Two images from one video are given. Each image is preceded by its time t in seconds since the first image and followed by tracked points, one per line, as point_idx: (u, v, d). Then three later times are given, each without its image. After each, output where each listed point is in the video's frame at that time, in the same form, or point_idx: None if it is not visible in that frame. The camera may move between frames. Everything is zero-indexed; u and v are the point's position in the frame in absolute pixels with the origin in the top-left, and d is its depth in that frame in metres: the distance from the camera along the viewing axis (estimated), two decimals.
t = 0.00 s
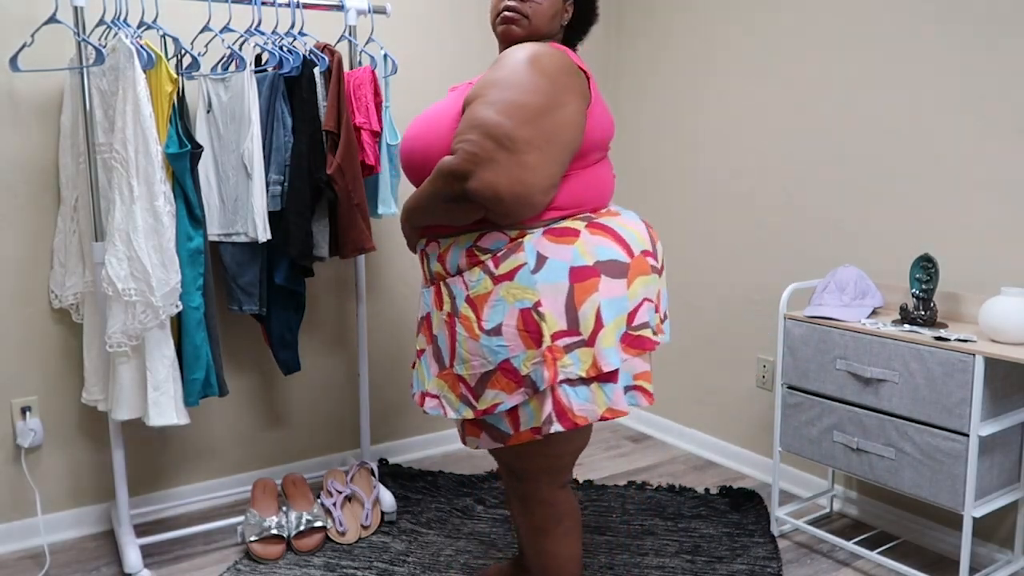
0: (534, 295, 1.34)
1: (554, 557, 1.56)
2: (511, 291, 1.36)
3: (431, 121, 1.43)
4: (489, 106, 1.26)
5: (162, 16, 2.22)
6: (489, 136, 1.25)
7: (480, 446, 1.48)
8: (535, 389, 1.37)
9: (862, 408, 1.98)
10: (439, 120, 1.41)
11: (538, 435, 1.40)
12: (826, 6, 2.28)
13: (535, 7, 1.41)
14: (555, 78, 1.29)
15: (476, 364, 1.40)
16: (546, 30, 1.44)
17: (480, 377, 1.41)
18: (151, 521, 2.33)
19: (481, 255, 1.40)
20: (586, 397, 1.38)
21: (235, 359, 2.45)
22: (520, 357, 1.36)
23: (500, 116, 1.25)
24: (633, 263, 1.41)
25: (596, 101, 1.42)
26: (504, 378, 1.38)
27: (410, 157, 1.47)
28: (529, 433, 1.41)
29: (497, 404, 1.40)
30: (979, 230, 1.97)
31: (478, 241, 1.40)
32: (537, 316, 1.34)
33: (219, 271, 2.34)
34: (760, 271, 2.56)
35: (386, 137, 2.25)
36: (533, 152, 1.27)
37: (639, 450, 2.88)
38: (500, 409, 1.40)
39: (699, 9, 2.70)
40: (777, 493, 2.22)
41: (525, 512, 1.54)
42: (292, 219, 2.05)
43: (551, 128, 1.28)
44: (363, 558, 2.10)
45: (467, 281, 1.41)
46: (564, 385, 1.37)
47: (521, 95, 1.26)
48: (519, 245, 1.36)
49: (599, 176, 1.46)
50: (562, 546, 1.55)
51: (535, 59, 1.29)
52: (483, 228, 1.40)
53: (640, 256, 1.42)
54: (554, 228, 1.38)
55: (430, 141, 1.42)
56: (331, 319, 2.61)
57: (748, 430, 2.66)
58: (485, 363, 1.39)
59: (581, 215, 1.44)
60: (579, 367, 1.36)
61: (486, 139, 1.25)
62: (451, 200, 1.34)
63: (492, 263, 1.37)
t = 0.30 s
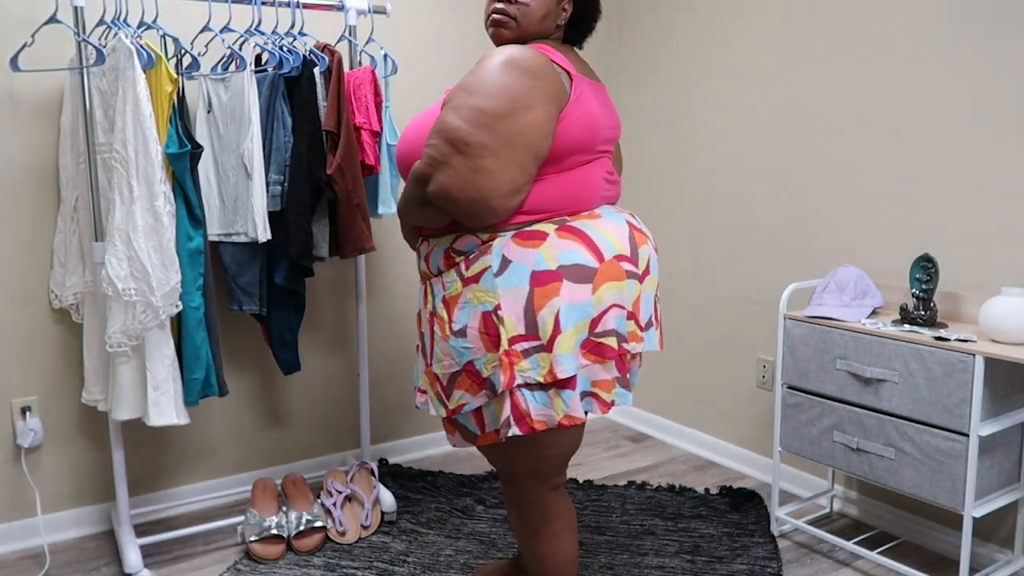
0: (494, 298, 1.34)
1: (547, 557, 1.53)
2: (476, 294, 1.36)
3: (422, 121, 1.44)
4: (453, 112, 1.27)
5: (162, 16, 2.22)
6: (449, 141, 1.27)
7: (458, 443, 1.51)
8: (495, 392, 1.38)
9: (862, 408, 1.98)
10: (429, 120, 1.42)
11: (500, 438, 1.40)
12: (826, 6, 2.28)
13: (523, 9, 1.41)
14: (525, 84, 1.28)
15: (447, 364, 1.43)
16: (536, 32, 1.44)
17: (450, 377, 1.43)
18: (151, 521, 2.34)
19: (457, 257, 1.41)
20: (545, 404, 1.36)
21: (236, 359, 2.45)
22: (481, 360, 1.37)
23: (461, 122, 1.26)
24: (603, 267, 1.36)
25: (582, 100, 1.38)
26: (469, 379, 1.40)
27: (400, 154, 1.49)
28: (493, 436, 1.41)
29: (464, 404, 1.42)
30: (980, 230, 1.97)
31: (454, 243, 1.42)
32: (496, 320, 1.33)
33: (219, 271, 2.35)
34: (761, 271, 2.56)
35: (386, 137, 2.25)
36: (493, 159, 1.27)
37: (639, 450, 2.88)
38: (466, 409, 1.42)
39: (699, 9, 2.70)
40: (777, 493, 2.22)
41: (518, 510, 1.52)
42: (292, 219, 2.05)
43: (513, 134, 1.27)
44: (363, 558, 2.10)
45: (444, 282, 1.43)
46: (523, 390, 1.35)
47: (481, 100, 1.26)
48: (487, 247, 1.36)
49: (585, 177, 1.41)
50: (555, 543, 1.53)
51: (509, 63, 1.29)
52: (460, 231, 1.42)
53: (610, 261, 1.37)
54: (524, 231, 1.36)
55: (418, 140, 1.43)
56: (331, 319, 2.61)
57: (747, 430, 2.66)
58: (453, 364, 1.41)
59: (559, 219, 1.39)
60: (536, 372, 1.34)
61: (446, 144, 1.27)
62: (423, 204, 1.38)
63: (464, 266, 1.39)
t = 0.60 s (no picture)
0: (484, 300, 1.35)
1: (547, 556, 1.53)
2: (467, 295, 1.37)
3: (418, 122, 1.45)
4: (443, 114, 1.28)
5: (162, 16, 2.22)
6: (439, 143, 1.28)
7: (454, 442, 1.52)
8: (486, 392, 1.38)
9: (862, 408, 1.98)
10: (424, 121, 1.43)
11: (490, 439, 1.41)
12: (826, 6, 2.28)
13: (515, 10, 1.41)
14: (516, 85, 1.28)
15: (440, 364, 1.44)
16: (530, 33, 1.44)
17: (444, 377, 1.44)
18: (151, 521, 2.34)
19: (450, 258, 1.42)
20: (535, 405, 1.37)
21: (236, 359, 2.45)
22: (472, 362, 1.38)
23: (450, 123, 1.26)
24: (592, 268, 1.36)
25: (576, 100, 1.38)
26: (461, 380, 1.41)
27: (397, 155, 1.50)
28: (485, 437, 1.42)
29: (456, 404, 1.43)
30: (980, 229, 1.97)
31: (448, 244, 1.42)
32: (486, 321, 1.35)
33: (219, 271, 2.35)
34: (761, 271, 2.56)
35: (386, 137, 2.24)
36: (482, 160, 1.27)
37: (639, 450, 2.88)
38: (458, 410, 1.43)
39: (699, 9, 2.70)
40: (777, 493, 2.22)
41: (518, 509, 1.52)
42: (292, 220, 2.05)
43: (504, 135, 1.27)
44: (363, 558, 2.10)
45: (437, 283, 1.44)
46: (512, 392, 1.36)
47: (471, 101, 1.26)
48: (479, 249, 1.37)
49: (579, 178, 1.41)
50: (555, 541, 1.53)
51: (501, 65, 1.29)
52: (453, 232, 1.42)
53: (602, 263, 1.36)
54: (515, 232, 1.36)
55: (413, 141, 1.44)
56: (331, 319, 2.61)
57: (747, 430, 2.66)
58: (446, 364, 1.42)
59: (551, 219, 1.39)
60: (526, 374, 1.35)
61: (436, 146, 1.28)
62: (415, 205, 1.38)
63: (456, 267, 1.40)
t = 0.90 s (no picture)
0: (511, 299, 1.34)
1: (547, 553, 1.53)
2: (491, 295, 1.36)
3: (415, 124, 1.44)
4: (463, 114, 1.26)
5: (162, 16, 2.22)
6: (464, 144, 1.25)
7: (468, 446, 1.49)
8: (512, 393, 1.37)
9: (861, 408, 1.98)
10: (421, 123, 1.42)
11: (515, 440, 1.40)
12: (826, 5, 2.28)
13: (519, 10, 1.41)
14: (532, 85, 1.27)
15: (458, 366, 1.41)
16: (533, 32, 1.43)
17: (461, 379, 1.41)
18: (151, 521, 2.34)
19: (466, 259, 1.40)
20: (563, 403, 1.37)
21: (236, 359, 2.45)
22: (497, 361, 1.36)
23: (474, 122, 1.25)
24: (615, 267, 1.38)
25: (586, 101, 1.39)
26: (482, 381, 1.39)
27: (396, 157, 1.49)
28: (508, 438, 1.41)
29: (476, 406, 1.41)
30: (980, 229, 1.97)
31: (463, 244, 1.40)
32: (514, 320, 1.34)
33: (219, 271, 2.35)
34: (761, 271, 2.56)
35: (386, 137, 2.24)
36: (506, 160, 1.26)
37: (639, 450, 2.88)
38: (478, 411, 1.41)
39: (699, 9, 2.70)
40: (777, 493, 2.22)
41: (520, 509, 1.52)
42: (292, 219, 2.05)
43: (526, 135, 1.26)
44: (363, 558, 2.10)
45: (452, 284, 1.41)
46: (540, 391, 1.36)
47: (492, 100, 1.25)
48: (501, 248, 1.36)
49: (589, 177, 1.42)
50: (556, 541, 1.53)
51: (517, 65, 1.28)
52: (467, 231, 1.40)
53: (624, 261, 1.39)
54: (537, 231, 1.36)
55: (411, 144, 1.43)
56: (331, 319, 2.61)
57: (748, 430, 2.66)
58: (465, 366, 1.40)
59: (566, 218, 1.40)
60: (555, 372, 1.35)
61: (458, 145, 1.26)
62: (431, 205, 1.35)
63: (475, 266, 1.38)
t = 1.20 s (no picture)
0: (570, 295, 1.33)
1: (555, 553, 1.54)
2: (545, 291, 1.33)
3: (438, 126, 1.36)
4: (531, 107, 1.22)
5: (162, 16, 2.22)
6: (549, 135, 1.21)
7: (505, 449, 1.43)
8: (571, 390, 1.35)
9: (862, 408, 1.98)
10: (448, 126, 1.35)
11: (572, 437, 1.37)
12: (825, 5, 2.28)
13: (528, 10, 1.40)
14: (582, 76, 1.27)
15: (506, 366, 1.35)
16: (538, 31, 1.43)
17: (508, 380, 1.35)
18: (151, 521, 2.34)
19: (510, 256, 1.35)
20: (620, 397, 1.38)
21: (236, 359, 2.45)
22: (556, 358, 1.33)
23: (553, 113, 1.22)
24: (657, 264, 1.42)
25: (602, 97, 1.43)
26: (536, 379, 1.34)
27: (412, 160, 1.40)
28: (560, 438, 1.37)
29: (528, 406, 1.35)
30: (979, 229, 1.98)
31: (506, 242, 1.35)
32: (575, 317, 1.33)
33: (219, 271, 2.35)
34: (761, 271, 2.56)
35: (386, 137, 2.24)
36: (586, 150, 1.26)
37: (640, 450, 2.87)
38: (530, 412, 1.35)
39: (700, 9, 2.70)
40: (777, 493, 2.22)
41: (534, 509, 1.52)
42: (292, 219, 2.05)
43: (595, 124, 1.28)
44: (363, 558, 2.10)
45: (493, 283, 1.35)
46: (600, 386, 1.36)
47: (566, 92, 1.24)
48: (552, 245, 1.34)
49: (608, 175, 1.42)
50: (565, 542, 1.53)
51: (562, 56, 1.28)
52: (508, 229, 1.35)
53: (662, 258, 1.44)
54: (584, 228, 1.38)
55: (438, 148, 1.36)
56: (331, 319, 2.61)
57: (748, 430, 2.66)
58: (516, 365, 1.34)
59: (602, 214, 1.43)
60: (615, 367, 1.36)
61: (546, 137, 1.21)
62: (505, 203, 1.26)
63: (523, 264, 1.34)
